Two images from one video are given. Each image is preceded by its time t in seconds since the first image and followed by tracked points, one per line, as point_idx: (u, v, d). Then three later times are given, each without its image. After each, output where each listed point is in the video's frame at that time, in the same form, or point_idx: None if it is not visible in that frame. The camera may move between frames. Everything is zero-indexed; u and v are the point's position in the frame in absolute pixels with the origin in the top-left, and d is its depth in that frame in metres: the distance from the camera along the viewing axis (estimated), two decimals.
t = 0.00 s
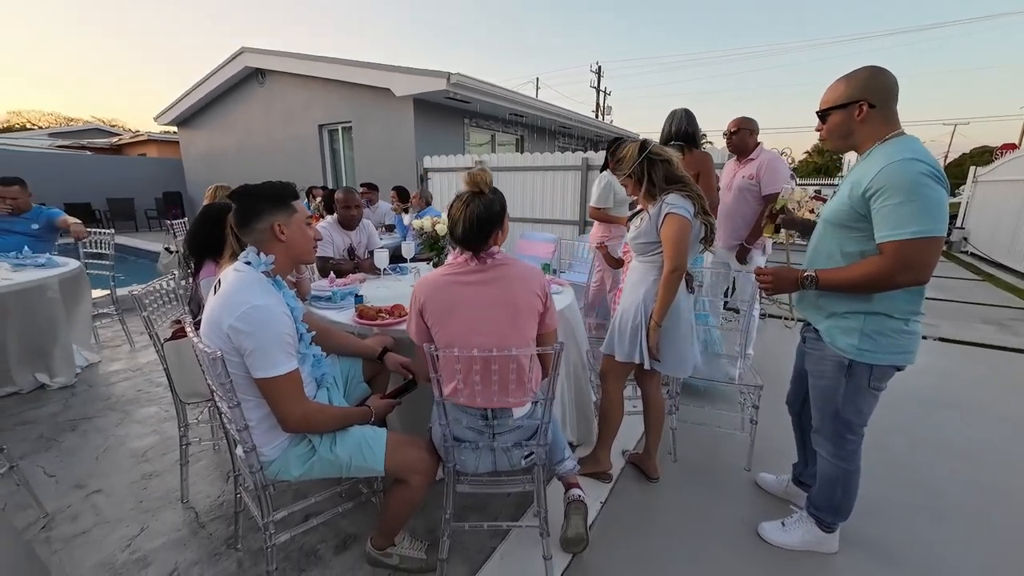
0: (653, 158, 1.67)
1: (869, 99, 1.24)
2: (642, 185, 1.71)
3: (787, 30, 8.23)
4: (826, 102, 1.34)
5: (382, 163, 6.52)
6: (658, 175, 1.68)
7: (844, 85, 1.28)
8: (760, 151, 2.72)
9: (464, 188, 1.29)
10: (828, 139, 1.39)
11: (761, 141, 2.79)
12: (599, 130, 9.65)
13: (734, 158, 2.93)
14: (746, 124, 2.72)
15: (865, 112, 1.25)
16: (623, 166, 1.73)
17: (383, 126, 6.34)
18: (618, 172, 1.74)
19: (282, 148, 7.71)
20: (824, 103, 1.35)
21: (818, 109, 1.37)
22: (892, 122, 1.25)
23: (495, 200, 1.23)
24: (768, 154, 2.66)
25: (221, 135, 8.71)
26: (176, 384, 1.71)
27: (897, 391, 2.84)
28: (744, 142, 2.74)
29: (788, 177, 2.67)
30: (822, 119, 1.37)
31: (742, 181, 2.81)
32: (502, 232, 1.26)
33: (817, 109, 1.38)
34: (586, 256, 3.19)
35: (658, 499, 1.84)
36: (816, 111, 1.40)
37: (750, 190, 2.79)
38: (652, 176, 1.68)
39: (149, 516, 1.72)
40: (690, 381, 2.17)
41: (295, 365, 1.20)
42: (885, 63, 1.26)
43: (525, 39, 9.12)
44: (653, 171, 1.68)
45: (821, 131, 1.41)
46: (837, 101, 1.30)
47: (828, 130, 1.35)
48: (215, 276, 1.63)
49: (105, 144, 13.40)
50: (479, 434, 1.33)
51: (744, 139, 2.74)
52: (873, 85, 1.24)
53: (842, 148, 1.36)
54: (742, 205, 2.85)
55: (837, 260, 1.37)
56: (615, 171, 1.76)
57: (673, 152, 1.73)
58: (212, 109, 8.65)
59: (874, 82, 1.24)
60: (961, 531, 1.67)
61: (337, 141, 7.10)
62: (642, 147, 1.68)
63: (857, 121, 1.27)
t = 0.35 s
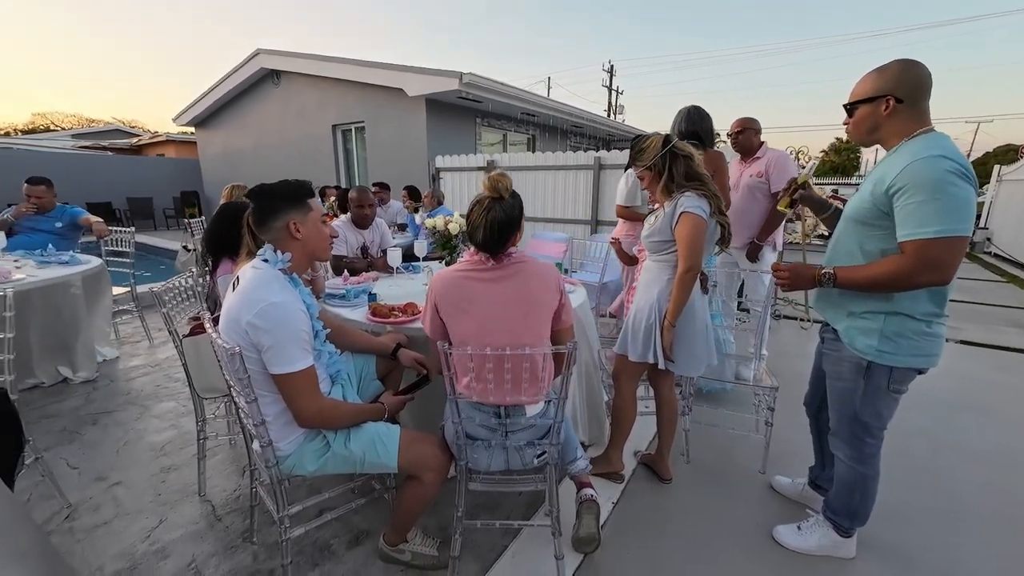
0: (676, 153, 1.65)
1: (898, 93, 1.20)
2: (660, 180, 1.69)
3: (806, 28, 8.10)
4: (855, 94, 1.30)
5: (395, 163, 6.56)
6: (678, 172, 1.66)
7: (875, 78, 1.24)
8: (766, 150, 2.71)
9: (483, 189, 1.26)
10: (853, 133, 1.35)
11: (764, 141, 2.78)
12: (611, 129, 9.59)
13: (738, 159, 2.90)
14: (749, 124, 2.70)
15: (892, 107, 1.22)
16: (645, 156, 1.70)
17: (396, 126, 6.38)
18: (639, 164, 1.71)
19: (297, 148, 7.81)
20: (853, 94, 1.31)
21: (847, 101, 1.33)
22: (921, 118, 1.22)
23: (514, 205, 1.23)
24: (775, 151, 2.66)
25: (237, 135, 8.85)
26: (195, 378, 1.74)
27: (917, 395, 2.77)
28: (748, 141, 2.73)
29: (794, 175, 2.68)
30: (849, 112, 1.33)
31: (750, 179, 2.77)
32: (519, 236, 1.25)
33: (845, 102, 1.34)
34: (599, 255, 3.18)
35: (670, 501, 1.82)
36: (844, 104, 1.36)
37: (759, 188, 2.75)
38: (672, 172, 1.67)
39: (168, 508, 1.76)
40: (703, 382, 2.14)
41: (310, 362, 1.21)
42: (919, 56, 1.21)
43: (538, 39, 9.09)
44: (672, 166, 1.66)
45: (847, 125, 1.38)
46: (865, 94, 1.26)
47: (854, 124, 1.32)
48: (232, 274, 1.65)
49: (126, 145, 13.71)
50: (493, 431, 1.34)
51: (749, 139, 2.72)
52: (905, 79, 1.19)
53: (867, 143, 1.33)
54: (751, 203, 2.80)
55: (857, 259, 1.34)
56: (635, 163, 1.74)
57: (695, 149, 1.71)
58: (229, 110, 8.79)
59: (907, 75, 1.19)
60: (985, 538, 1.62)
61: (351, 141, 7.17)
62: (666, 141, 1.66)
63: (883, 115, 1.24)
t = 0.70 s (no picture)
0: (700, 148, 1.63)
1: (926, 89, 1.16)
2: (680, 174, 1.66)
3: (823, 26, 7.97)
4: (883, 89, 1.27)
5: (406, 162, 6.60)
6: (700, 168, 1.64)
7: (903, 73, 1.20)
8: (773, 150, 2.67)
9: (501, 189, 1.27)
10: (879, 129, 1.32)
11: (769, 140, 2.73)
12: (623, 129, 9.54)
13: (743, 160, 2.85)
14: (752, 125, 2.65)
15: (919, 103, 1.18)
16: (668, 148, 1.66)
17: (407, 126, 6.42)
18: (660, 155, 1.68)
19: (310, 149, 7.90)
20: (881, 89, 1.27)
21: (873, 96, 1.29)
22: (950, 115, 1.18)
23: (530, 204, 1.23)
24: (784, 150, 2.62)
25: (252, 135, 8.97)
26: (211, 374, 1.77)
27: (935, 398, 2.72)
28: (754, 142, 2.67)
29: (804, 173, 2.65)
30: (875, 107, 1.30)
31: (760, 178, 2.71)
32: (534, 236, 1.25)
33: (872, 96, 1.30)
34: (610, 255, 3.18)
35: (682, 503, 1.81)
36: (871, 98, 1.32)
37: (770, 187, 2.69)
38: (694, 168, 1.64)
39: (185, 501, 1.79)
40: (716, 383, 2.12)
41: (324, 359, 1.22)
42: (952, 49, 1.17)
43: (550, 38, 9.07)
44: (690, 164, 1.64)
45: (873, 120, 1.34)
46: (893, 89, 1.23)
47: (880, 120, 1.29)
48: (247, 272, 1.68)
49: (144, 145, 13.99)
50: (505, 430, 1.34)
51: (755, 140, 2.67)
52: (936, 74, 1.15)
53: (894, 139, 1.30)
54: (762, 202, 2.74)
55: (877, 258, 1.31)
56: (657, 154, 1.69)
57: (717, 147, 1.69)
58: (244, 110, 8.92)
59: (937, 70, 1.15)
60: (1009, 546, 1.58)
61: (363, 141, 7.22)
62: (690, 135, 1.62)
63: (909, 112, 1.21)
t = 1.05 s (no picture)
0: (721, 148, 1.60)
1: (958, 85, 1.13)
2: (703, 171, 1.64)
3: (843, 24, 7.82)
4: (912, 84, 1.23)
5: (419, 161, 6.64)
6: (724, 166, 1.62)
7: (935, 68, 1.16)
8: (786, 148, 2.62)
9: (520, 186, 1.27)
10: (906, 125, 1.28)
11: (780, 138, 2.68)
12: (636, 128, 9.46)
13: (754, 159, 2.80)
14: (763, 124, 2.61)
15: (950, 99, 1.15)
16: (693, 143, 1.61)
17: (421, 126, 6.46)
18: (685, 148, 1.62)
19: (325, 148, 8.00)
20: (911, 83, 1.23)
21: (902, 91, 1.26)
22: (982, 113, 1.14)
23: (548, 204, 1.23)
24: (799, 148, 2.57)
25: (268, 135, 9.12)
26: (230, 370, 1.81)
27: (959, 404, 2.65)
28: (767, 141, 2.62)
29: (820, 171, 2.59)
30: (904, 102, 1.26)
31: (775, 177, 2.65)
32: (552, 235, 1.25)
33: (901, 91, 1.27)
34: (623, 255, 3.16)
35: (697, 506, 1.78)
36: (900, 93, 1.28)
37: (786, 186, 2.64)
38: (718, 166, 1.62)
39: (204, 495, 1.83)
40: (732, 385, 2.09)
41: (341, 356, 1.24)
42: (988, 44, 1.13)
43: (563, 38, 9.05)
44: (710, 163, 1.62)
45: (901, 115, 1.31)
46: (923, 84, 1.19)
47: (908, 116, 1.26)
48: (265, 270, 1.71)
49: (165, 145, 14.31)
50: (519, 429, 1.34)
51: (766, 139, 2.62)
52: (971, 69, 1.11)
53: (921, 136, 1.27)
54: (778, 201, 2.68)
55: (900, 259, 1.28)
56: (682, 148, 1.64)
57: (739, 145, 1.68)
58: (261, 111, 9.06)
59: (971, 65, 1.11)
60: None
61: (376, 141, 7.29)
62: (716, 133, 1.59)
63: (939, 108, 1.17)
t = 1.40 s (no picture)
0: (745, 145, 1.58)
1: (992, 80, 1.09)
2: (728, 167, 1.62)
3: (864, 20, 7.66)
4: (945, 78, 1.19)
5: (432, 160, 6.67)
6: (750, 163, 1.61)
7: (971, 59, 1.12)
8: (803, 146, 2.57)
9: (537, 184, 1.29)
10: (935, 119, 1.25)
11: (797, 137, 2.63)
12: (650, 127, 9.37)
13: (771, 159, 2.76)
14: (779, 123, 2.58)
15: (984, 94, 1.12)
16: (718, 139, 1.59)
17: (434, 126, 6.49)
18: (710, 144, 1.60)
19: (339, 148, 8.08)
20: (944, 76, 1.20)
21: (934, 85, 1.22)
22: (1016, 109, 1.11)
23: (564, 201, 1.23)
24: (816, 147, 2.52)
25: (283, 135, 9.25)
26: (247, 366, 1.84)
27: (983, 409, 2.58)
28: (783, 140, 2.59)
29: (839, 169, 2.53)
30: (934, 96, 1.23)
31: (790, 176, 2.60)
32: (568, 233, 1.25)
33: (932, 84, 1.23)
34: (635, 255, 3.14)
35: (710, 509, 1.77)
36: (931, 86, 1.25)
37: (801, 184, 2.59)
38: (744, 163, 1.61)
39: (222, 488, 1.86)
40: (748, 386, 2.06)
41: (357, 354, 1.25)
42: None
43: (577, 37, 9.01)
44: (732, 161, 1.60)
45: (930, 110, 1.27)
46: (957, 77, 1.15)
47: (938, 111, 1.22)
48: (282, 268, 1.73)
49: (184, 145, 14.61)
50: (533, 427, 1.34)
51: (782, 138, 2.59)
52: (1007, 63, 1.08)
53: (950, 132, 1.23)
54: (794, 200, 2.63)
55: (924, 259, 1.25)
56: (707, 142, 1.61)
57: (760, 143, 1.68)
58: (277, 111, 9.20)
59: (1009, 58, 1.07)
60: None
61: (390, 140, 7.34)
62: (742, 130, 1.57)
63: (972, 103, 1.14)
